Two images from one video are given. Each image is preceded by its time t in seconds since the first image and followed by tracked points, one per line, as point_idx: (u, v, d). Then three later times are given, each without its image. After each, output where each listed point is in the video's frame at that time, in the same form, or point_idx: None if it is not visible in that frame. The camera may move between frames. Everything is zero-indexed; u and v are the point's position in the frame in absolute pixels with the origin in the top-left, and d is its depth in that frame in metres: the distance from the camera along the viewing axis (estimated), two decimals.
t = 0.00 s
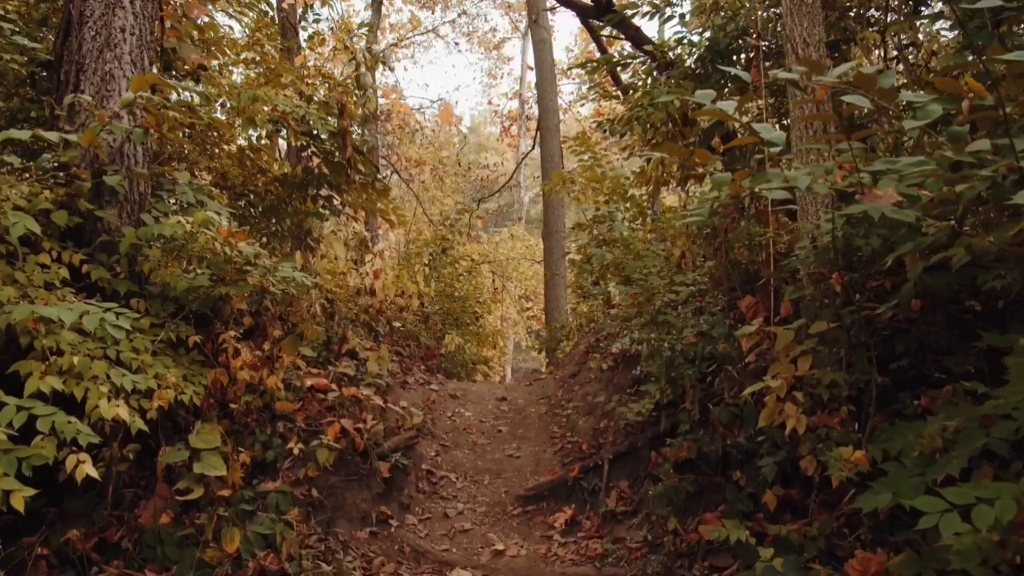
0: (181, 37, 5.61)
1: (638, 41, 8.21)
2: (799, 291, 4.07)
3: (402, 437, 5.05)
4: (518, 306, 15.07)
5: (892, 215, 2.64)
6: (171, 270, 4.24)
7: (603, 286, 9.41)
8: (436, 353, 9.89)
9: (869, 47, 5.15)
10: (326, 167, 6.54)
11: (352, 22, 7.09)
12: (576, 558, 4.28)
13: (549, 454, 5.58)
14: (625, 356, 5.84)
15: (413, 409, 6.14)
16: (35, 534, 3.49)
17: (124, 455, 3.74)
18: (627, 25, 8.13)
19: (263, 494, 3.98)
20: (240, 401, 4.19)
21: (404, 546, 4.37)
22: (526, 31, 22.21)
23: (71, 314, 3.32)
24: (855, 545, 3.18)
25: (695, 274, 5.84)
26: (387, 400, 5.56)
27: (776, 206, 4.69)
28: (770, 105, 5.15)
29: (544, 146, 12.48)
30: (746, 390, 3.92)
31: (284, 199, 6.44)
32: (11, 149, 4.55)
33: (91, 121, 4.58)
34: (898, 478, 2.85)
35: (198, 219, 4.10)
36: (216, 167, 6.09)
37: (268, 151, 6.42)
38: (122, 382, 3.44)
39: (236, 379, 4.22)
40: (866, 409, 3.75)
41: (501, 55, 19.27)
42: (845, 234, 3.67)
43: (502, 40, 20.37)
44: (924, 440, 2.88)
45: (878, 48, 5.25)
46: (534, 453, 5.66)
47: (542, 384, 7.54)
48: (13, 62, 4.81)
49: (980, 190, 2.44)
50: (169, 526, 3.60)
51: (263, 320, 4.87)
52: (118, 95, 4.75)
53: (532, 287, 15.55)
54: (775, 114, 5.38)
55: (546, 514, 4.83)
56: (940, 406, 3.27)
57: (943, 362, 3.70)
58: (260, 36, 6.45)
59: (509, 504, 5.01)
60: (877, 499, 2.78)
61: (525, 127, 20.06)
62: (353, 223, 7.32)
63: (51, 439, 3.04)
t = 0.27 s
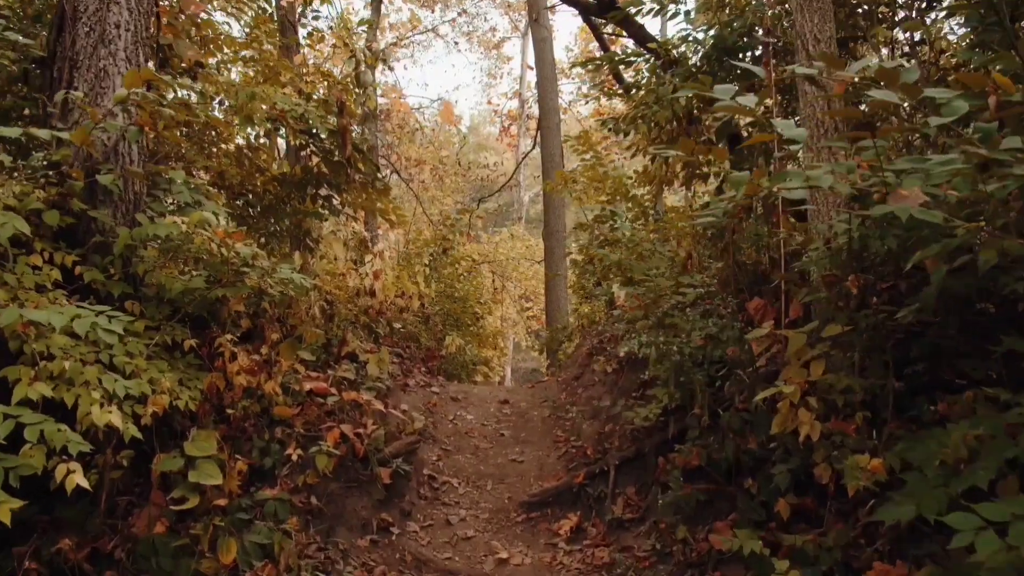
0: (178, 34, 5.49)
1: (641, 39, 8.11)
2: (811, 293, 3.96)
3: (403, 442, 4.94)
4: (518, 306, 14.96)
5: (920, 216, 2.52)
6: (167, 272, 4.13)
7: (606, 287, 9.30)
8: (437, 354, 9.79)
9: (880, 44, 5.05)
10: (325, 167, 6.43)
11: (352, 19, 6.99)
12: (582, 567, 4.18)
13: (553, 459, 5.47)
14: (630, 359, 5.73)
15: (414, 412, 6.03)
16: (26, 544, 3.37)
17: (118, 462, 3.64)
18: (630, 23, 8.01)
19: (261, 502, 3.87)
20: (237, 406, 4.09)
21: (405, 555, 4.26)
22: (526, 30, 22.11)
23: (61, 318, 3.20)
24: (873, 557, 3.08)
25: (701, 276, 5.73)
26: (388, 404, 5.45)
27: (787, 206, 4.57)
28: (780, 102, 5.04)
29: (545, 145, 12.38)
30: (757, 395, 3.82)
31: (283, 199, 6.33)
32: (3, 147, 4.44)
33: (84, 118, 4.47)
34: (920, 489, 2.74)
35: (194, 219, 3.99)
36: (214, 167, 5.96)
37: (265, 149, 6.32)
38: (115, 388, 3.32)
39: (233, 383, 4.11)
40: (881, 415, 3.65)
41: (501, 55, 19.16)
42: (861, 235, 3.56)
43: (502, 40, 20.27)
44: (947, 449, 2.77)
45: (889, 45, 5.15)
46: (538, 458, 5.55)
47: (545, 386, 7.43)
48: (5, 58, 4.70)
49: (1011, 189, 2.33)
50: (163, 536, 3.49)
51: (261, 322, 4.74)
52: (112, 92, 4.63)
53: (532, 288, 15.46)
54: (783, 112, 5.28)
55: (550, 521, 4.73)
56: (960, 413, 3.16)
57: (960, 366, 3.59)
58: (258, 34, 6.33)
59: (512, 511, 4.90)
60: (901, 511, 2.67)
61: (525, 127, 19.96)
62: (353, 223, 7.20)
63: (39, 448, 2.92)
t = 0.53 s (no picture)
0: (173, 30, 5.35)
1: (646, 36, 7.98)
2: (826, 296, 3.84)
3: (404, 449, 4.81)
4: (518, 306, 14.83)
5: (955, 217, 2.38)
6: (160, 274, 4.00)
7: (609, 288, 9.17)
8: (437, 355, 9.65)
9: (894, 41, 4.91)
10: (324, 166, 6.29)
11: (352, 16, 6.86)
12: None
13: (558, 465, 5.34)
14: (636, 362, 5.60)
15: (415, 417, 5.90)
16: (15, 555, 3.26)
17: (110, 471, 3.51)
18: (634, 20, 7.87)
19: (258, 512, 3.75)
20: (234, 413, 3.96)
21: (407, 566, 4.14)
22: (525, 30, 21.96)
23: (47, 324, 3.06)
24: (895, 572, 2.96)
25: (709, 278, 5.61)
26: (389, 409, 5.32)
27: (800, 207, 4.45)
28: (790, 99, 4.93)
29: (546, 145, 12.23)
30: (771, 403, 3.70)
31: (282, 199, 6.20)
32: None
33: (76, 116, 4.33)
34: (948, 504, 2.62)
35: (188, 220, 3.85)
36: (210, 166, 5.81)
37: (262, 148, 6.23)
38: (105, 396, 3.19)
39: (229, 389, 3.98)
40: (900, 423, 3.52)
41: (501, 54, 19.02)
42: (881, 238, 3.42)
43: (502, 39, 20.13)
44: (976, 462, 2.65)
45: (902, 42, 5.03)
46: (542, 464, 5.42)
47: (547, 390, 7.30)
48: None
49: None
50: (156, 549, 3.37)
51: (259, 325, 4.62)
52: (105, 89, 4.48)
53: (532, 288, 15.34)
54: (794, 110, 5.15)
55: (556, 530, 4.60)
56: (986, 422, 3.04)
57: (983, 373, 3.47)
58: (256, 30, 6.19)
59: (516, 520, 4.76)
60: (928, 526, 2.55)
61: (525, 126, 19.83)
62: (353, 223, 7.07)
63: (25, 460, 2.79)
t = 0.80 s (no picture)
0: (169, 26, 5.23)
1: (649, 34, 7.86)
2: (839, 299, 3.73)
3: (405, 455, 4.70)
4: (518, 306, 14.71)
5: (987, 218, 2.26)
6: (154, 276, 3.89)
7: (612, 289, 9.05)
8: (437, 357, 9.54)
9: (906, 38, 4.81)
10: (323, 165, 6.18)
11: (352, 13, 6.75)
12: None
13: (561, 470, 5.23)
14: (641, 365, 5.48)
15: (415, 421, 5.78)
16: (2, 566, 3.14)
17: (102, 480, 3.40)
18: (637, 17, 7.75)
19: (255, 522, 3.65)
20: (230, 419, 3.85)
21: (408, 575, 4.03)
22: (525, 29, 21.84)
23: (35, 329, 2.94)
24: None
25: (715, 279, 5.50)
26: (389, 413, 5.21)
27: (812, 207, 4.33)
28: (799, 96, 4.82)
29: (547, 144, 12.12)
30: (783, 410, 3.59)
31: (280, 199, 6.09)
32: None
33: (68, 113, 4.21)
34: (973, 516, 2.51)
35: (182, 220, 3.74)
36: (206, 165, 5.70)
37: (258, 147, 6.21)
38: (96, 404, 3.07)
39: (225, 394, 3.87)
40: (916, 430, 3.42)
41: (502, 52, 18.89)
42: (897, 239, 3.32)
43: (502, 38, 20.01)
44: (1002, 473, 2.54)
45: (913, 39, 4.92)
46: (545, 470, 5.31)
47: (550, 392, 7.18)
48: None
49: None
50: (150, 560, 3.26)
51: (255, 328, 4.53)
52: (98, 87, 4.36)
53: (532, 288, 15.24)
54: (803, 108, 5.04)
55: (561, 538, 4.49)
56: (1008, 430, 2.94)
57: (1001, 378, 3.37)
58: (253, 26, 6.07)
59: (520, 527, 4.65)
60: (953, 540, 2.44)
61: (525, 126, 19.71)
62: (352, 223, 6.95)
63: (11, 471, 2.67)
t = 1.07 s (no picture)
0: (163, 21, 5.10)
1: (652, 31, 7.72)
2: (854, 302, 3.60)
3: (405, 462, 4.57)
4: (518, 306, 14.54)
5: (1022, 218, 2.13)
6: (146, 278, 3.76)
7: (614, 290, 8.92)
8: (437, 359, 9.41)
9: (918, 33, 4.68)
10: (321, 164, 6.05)
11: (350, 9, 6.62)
12: None
13: (565, 477, 5.10)
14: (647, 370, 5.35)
15: (415, 426, 5.64)
16: None
17: (90, 490, 3.28)
18: (640, 13, 7.62)
19: (249, 533, 3.52)
20: (224, 427, 3.73)
21: None
22: (526, 28, 21.72)
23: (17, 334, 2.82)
24: None
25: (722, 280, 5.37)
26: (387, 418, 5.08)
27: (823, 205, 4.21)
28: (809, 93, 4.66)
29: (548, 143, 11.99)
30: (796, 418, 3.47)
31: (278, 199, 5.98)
32: None
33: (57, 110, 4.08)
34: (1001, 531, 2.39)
35: (174, 220, 3.62)
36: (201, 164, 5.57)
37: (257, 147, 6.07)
38: (82, 412, 2.95)
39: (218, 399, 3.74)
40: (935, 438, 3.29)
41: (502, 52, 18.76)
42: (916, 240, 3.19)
43: (502, 37, 19.89)
44: None
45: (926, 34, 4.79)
46: (548, 476, 5.18)
47: (552, 396, 7.05)
48: None
49: None
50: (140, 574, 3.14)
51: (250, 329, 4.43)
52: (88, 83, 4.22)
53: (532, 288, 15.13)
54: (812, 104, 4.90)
55: (565, 548, 4.36)
56: None
57: None
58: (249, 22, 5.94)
59: (523, 536, 4.53)
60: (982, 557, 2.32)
61: (525, 125, 19.59)
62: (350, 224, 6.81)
63: None
